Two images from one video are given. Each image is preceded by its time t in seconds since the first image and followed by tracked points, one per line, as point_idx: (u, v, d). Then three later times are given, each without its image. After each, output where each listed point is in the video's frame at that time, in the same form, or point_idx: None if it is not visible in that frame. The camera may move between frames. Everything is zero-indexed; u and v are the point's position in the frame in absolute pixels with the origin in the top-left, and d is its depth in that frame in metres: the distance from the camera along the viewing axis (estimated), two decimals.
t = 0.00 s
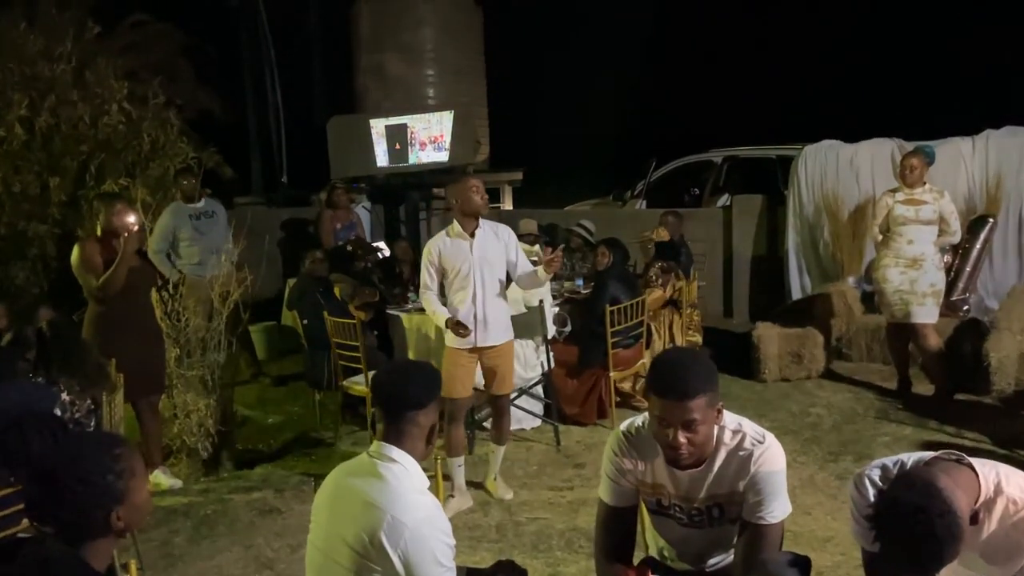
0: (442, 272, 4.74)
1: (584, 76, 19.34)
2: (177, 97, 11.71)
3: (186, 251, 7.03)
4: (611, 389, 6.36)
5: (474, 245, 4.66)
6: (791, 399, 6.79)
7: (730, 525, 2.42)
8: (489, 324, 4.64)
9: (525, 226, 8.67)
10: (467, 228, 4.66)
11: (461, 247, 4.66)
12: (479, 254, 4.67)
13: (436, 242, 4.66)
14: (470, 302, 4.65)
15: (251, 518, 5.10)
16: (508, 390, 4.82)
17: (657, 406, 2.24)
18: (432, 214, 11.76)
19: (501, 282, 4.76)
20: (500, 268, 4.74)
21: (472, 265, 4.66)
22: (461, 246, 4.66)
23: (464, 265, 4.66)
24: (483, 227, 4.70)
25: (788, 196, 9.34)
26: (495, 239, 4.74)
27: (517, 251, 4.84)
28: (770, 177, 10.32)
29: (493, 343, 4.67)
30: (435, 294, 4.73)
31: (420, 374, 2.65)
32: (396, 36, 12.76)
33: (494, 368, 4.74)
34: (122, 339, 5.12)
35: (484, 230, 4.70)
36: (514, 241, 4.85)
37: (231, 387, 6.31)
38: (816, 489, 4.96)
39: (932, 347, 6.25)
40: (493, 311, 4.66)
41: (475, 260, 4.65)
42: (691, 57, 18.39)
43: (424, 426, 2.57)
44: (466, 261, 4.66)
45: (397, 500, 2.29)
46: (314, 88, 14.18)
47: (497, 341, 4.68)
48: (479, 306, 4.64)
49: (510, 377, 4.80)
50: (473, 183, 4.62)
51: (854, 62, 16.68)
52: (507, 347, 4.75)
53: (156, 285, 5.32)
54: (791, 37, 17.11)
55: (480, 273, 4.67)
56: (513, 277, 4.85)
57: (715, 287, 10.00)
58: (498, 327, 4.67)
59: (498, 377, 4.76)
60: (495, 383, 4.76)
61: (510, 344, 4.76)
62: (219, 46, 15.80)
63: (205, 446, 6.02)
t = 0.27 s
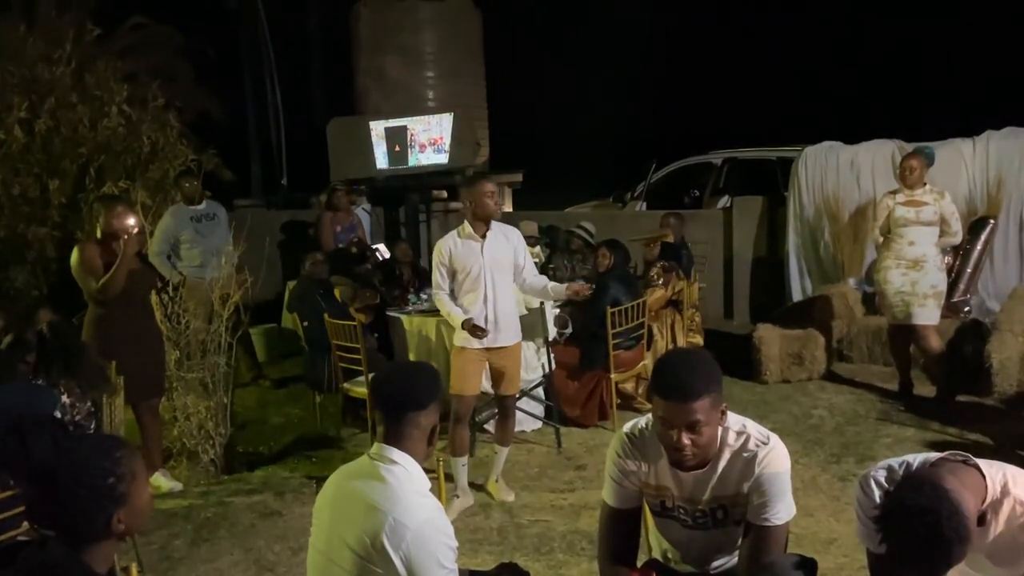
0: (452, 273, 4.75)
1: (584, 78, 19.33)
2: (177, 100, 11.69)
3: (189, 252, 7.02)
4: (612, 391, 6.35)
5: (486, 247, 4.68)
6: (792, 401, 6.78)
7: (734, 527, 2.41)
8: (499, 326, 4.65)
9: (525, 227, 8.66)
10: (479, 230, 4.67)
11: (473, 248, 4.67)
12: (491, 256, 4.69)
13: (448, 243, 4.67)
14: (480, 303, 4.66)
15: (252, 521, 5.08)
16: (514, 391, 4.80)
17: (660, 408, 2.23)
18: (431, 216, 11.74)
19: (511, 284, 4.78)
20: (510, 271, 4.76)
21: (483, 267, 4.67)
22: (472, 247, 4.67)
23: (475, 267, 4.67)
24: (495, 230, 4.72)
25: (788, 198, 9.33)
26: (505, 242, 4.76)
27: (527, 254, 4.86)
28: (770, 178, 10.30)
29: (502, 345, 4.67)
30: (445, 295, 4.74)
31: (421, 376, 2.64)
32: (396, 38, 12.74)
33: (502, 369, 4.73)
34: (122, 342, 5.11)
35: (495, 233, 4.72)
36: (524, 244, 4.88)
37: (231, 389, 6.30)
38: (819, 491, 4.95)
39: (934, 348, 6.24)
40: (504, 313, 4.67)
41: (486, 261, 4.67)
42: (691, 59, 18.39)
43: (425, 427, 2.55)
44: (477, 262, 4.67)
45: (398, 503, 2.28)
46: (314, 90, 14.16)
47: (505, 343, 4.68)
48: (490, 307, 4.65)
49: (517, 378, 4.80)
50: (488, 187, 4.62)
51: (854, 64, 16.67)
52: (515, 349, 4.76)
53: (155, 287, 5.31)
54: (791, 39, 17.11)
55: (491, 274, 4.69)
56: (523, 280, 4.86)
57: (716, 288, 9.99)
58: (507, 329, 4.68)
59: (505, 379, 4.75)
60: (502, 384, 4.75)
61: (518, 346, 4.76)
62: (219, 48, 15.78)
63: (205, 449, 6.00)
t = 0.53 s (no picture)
0: (457, 274, 4.73)
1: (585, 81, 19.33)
2: (178, 103, 11.67)
3: (189, 254, 7.03)
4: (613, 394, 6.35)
5: (492, 248, 4.68)
6: (794, 403, 6.77)
7: (737, 530, 2.41)
8: (503, 327, 4.65)
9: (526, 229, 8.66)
10: (486, 231, 4.67)
11: (479, 249, 4.67)
12: (497, 258, 4.70)
13: (454, 243, 4.66)
14: (486, 304, 4.65)
15: (254, 524, 5.07)
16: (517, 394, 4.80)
17: (664, 411, 2.23)
18: (432, 218, 11.74)
19: (515, 287, 4.79)
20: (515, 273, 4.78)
21: (489, 268, 4.67)
22: (479, 248, 4.67)
23: (481, 268, 4.67)
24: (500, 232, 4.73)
25: (790, 200, 9.32)
26: (511, 244, 4.77)
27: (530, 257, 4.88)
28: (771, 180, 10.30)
29: (506, 346, 4.67)
30: (449, 296, 4.71)
31: (422, 378, 2.64)
32: (397, 40, 12.74)
33: (504, 371, 4.73)
34: (124, 343, 5.11)
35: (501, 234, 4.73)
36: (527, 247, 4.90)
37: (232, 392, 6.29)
38: (821, 493, 4.95)
39: (936, 350, 6.23)
40: (509, 314, 4.68)
41: (492, 263, 4.67)
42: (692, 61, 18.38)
43: (427, 430, 2.55)
44: (484, 264, 4.67)
45: (402, 506, 2.28)
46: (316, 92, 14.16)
47: (509, 344, 4.69)
48: (495, 309, 4.65)
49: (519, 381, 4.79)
50: (496, 189, 4.62)
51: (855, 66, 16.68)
52: (518, 351, 4.76)
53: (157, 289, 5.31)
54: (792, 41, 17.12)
55: (496, 276, 4.69)
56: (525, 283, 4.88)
57: (716, 290, 9.98)
58: (511, 330, 4.68)
59: (507, 381, 4.75)
60: (504, 387, 4.75)
61: (520, 349, 4.76)
62: (220, 51, 15.78)
63: (207, 451, 6.00)
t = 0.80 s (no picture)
0: (459, 276, 4.73)
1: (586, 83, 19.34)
2: (180, 105, 11.68)
3: (191, 258, 7.02)
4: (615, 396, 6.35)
5: (495, 250, 4.69)
6: (796, 406, 6.77)
7: (740, 533, 2.41)
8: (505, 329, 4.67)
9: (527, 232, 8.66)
10: (489, 233, 4.68)
11: (483, 251, 4.68)
12: (499, 260, 4.71)
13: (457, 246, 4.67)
14: (488, 307, 4.67)
15: (256, 526, 5.07)
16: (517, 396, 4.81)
17: (667, 414, 2.23)
18: (433, 221, 11.74)
19: (517, 288, 4.80)
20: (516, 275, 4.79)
21: (491, 270, 4.68)
22: (482, 251, 4.68)
23: (484, 270, 4.68)
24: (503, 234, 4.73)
25: (791, 203, 9.33)
26: (513, 247, 4.78)
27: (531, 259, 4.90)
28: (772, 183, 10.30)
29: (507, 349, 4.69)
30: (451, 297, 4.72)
31: (424, 381, 2.64)
32: (398, 42, 12.75)
33: (506, 374, 4.74)
34: (126, 345, 5.11)
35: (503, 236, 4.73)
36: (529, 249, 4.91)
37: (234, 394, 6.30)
38: (823, 496, 4.95)
39: (938, 354, 6.23)
40: (511, 316, 4.70)
41: (495, 265, 4.69)
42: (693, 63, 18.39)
43: (429, 434, 2.55)
44: (486, 266, 4.68)
45: (405, 509, 2.28)
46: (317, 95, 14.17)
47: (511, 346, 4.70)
48: (497, 311, 4.66)
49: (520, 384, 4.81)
50: (499, 191, 4.61)
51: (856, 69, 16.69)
52: (520, 354, 4.77)
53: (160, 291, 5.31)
54: (793, 43, 17.13)
55: (499, 278, 4.70)
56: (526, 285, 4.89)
57: (718, 293, 9.98)
58: (513, 333, 4.71)
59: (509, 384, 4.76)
60: (505, 390, 4.76)
61: (522, 351, 4.78)
62: (221, 53, 15.78)
63: (209, 453, 6.00)
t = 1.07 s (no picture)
0: (460, 278, 4.74)
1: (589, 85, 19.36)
2: (184, 106, 11.70)
3: (195, 260, 7.04)
4: (617, 398, 6.36)
5: (496, 252, 4.70)
6: (797, 409, 6.77)
7: (742, 536, 2.42)
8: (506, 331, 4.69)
9: (530, 235, 8.68)
10: (490, 236, 4.69)
11: (484, 253, 4.69)
12: (500, 262, 4.72)
13: (458, 247, 4.68)
14: (489, 308, 4.69)
15: (258, 528, 5.08)
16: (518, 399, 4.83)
17: (670, 416, 2.24)
18: (436, 223, 11.75)
19: (517, 290, 4.81)
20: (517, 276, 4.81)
21: (492, 272, 4.70)
22: (484, 253, 4.69)
23: (485, 272, 4.70)
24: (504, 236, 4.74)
25: (794, 205, 9.34)
26: (514, 249, 4.79)
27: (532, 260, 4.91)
28: (775, 186, 10.31)
29: (509, 350, 4.70)
30: (452, 299, 4.73)
31: (428, 383, 2.66)
32: (401, 45, 12.77)
33: (507, 376, 4.75)
34: (130, 346, 5.13)
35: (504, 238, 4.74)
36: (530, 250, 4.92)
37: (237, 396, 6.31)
38: (824, 499, 4.95)
39: (940, 357, 6.24)
40: (511, 317, 4.72)
41: (496, 267, 4.70)
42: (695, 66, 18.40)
43: (433, 435, 2.57)
44: (486, 268, 4.69)
45: (409, 511, 2.29)
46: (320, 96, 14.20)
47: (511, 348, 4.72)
48: (498, 312, 4.69)
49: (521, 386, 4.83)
50: (500, 194, 4.63)
51: (858, 72, 16.69)
52: (520, 355, 4.79)
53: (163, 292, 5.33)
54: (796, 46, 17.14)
55: (500, 280, 4.72)
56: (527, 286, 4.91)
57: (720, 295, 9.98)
58: (514, 334, 4.72)
59: (510, 386, 4.78)
60: (505, 393, 4.78)
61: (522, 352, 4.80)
62: (224, 54, 15.81)
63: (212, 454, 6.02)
